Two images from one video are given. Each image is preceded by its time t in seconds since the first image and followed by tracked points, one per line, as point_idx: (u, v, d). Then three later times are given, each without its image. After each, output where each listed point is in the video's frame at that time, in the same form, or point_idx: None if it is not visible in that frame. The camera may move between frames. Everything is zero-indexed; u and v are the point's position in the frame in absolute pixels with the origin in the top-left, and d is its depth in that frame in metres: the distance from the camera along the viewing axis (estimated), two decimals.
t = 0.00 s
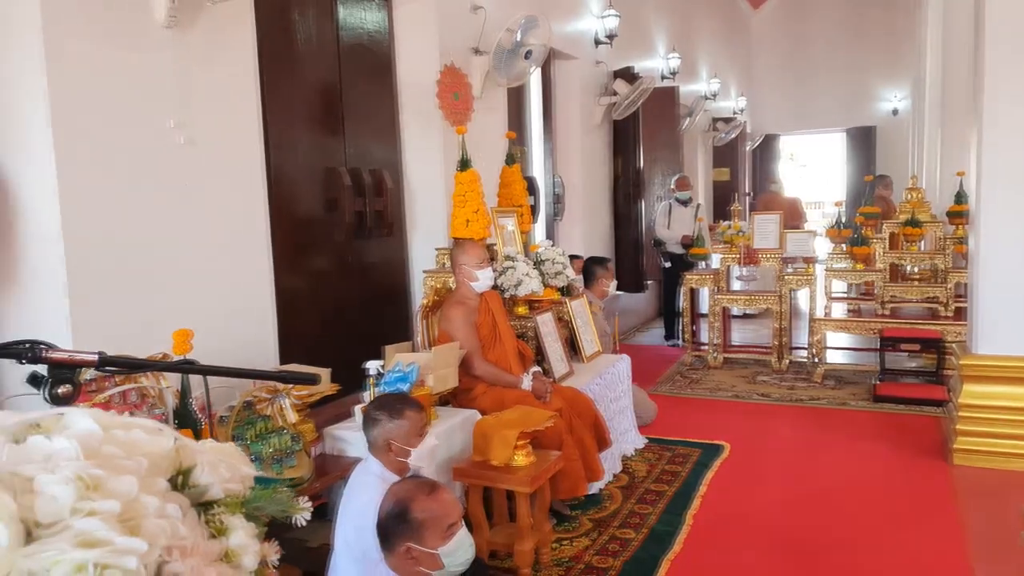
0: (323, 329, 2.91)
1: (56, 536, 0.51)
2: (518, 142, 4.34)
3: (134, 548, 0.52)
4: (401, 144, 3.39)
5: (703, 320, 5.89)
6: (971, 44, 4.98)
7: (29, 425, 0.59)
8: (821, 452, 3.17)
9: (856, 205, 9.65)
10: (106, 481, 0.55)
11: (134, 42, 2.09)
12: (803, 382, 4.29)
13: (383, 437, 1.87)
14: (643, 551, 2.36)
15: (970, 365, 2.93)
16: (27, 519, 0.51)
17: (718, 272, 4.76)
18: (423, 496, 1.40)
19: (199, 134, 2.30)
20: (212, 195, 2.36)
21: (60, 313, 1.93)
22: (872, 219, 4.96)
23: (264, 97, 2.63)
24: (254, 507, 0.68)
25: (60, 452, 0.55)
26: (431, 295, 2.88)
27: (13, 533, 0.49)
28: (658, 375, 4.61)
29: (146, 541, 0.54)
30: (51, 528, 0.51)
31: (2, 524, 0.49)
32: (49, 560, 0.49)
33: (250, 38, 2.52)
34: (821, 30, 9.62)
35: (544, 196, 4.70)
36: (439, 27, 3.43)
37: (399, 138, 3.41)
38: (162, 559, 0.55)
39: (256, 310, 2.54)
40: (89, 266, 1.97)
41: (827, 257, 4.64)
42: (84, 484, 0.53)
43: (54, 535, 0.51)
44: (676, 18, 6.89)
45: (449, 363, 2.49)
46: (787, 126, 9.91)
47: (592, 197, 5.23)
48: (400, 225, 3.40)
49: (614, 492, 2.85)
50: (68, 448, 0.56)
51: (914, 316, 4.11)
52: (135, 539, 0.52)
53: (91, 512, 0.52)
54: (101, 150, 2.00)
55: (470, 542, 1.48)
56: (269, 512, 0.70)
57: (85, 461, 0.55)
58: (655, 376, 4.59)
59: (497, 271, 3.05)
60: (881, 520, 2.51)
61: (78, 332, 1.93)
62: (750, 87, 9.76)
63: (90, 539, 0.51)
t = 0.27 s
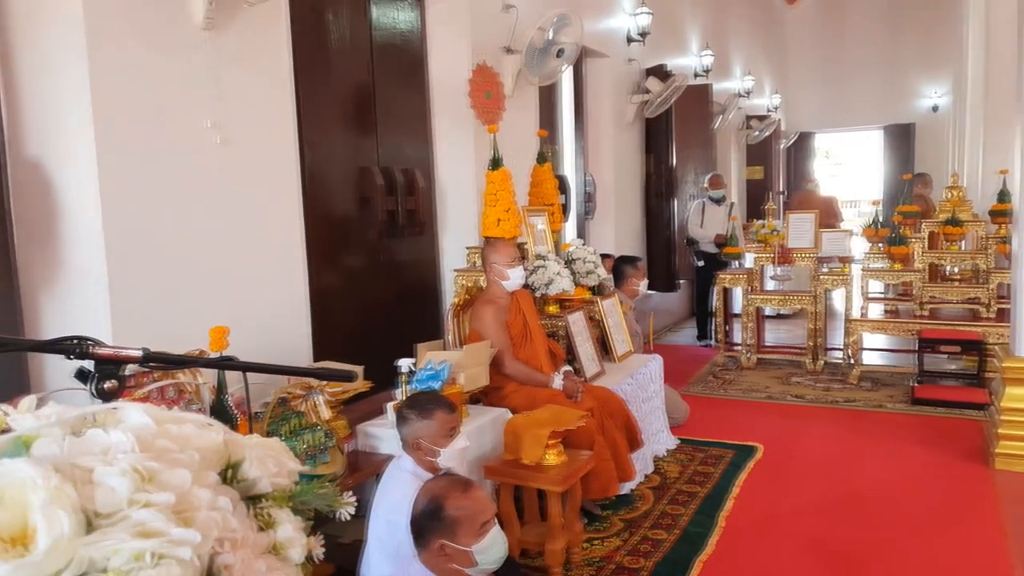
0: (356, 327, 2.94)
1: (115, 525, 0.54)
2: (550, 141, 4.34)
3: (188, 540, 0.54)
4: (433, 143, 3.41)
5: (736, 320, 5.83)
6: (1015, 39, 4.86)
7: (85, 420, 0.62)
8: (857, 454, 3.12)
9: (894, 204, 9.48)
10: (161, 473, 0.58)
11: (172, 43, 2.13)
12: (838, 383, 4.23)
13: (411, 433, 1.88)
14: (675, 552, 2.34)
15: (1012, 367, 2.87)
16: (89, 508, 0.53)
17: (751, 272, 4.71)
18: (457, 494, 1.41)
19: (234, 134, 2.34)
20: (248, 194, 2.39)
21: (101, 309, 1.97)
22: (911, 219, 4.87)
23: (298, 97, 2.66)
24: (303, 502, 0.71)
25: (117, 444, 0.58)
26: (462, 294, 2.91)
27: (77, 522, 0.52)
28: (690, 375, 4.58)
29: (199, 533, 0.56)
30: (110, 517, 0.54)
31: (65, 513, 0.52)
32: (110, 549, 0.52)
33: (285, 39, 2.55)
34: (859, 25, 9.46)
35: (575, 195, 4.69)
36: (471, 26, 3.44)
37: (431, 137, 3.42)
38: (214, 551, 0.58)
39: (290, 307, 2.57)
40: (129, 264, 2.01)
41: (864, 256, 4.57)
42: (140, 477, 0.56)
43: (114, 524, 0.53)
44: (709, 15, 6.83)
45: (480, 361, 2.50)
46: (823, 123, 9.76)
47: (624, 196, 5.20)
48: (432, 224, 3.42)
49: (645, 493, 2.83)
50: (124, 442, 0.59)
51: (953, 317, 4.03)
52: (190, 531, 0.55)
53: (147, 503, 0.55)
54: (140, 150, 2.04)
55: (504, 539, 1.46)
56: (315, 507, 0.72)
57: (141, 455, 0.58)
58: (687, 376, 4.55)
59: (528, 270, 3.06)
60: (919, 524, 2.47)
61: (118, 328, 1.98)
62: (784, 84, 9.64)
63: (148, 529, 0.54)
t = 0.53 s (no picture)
0: (389, 325, 2.96)
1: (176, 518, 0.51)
2: (582, 140, 4.33)
3: (249, 532, 0.52)
4: (466, 143, 3.42)
5: (771, 321, 5.76)
6: None
7: (144, 412, 0.59)
8: (895, 458, 3.07)
9: (934, 203, 9.28)
10: (220, 466, 0.55)
11: (211, 45, 2.16)
12: (875, 385, 4.16)
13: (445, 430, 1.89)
14: (708, 554, 2.33)
15: None
16: (151, 500, 0.50)
17: (786, 272, 4.65)
18: (494, 492, 1.42)
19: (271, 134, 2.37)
20: (283, 194, 2.42)
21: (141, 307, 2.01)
22: (952, 218, 4.77)
23: (333, 97, 2.69)
24: (353, 497, 0.67)
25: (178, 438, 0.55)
26: (494, 292, 2.90)
27: (140, 512, 0.49)
28: (723, 376, 4.54)
29: (258, 525, 0.53)
30: (172, 510, 0.51)
31: (132, 504, 0.49)
32: (173, 540, 0.49)
33: (320, 40, 2.57)
34: (898, 21, 9.28)
35: (607, 194, 4.67)
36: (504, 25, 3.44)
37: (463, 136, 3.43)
38: (271, 544, 0.55)
39: (325, 305, 2.60)
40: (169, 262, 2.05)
41: (903, 256, 4.48)
42: (200, 469, 0.53)
43: (175, 517, 0.50)
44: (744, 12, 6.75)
45: (512, 360, 2.51)
46: (861, 121, 9.60)
47: (656, 195, 5.17)
48: (464, 223, 3.43)
49: (678, 494, 2.81)
50: (184, 435, 0.56)
51: (996, 318, 3.94)
52: (249, 522, 0.52)
53: (208, 496, 0.52)
54: (179, 150, 2.07)
55: (540, 539, 1.46)
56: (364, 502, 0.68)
57: (201, 447, 0.55)
58: (720, 377, 4.51)
59: (561, 269, 3.05)
60: (959, 530, 2.42)
61: (157, 325, 2.02)
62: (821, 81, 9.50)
63: (209, 521, 0.51)
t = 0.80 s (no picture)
0: (420, 323, 2.98)
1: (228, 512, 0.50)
2: (613, 138, 4.31)
3: (299, 525, 0.51)
4: (498, 142, 3.42)
5: (805, 321, 5.69)
6: None
7: (194, 408, 0.58)
8: (932, 461, 3.01)
9: (975, 201, 9.08)
10: (270, 461, 0.54)
11: (246, 46, 2.19)
12: (912, 388, 4.08)
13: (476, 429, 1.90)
14: (740, 556, 2.31)
15: None
16: (203, 494, 0.50)
17: (821, 272, 4.59)
18: (527, 490, 1.43)
19: (305, 134, 2.39)
20: (317, 193, 2.45)
21: (178, 304, 2.05)
22: (993, 217, 4.66)
23: (365, 97, 2.71)
24: (398, 493, 0.64)
25: (228, 433, 0.55)
26: (525, 291, 2.89)
27: (194, 505, 0.49)
28: (756, 377, 4.49)
29: (308, 519, 0.53)
30: (224, 503, 0.50)
31: (187, 497, 0.49)
32: (225, 533, 0.48)
33: (353, 40, 2.59)
34: (938, 15, 9.09)
35: (639, 192, 4.64)
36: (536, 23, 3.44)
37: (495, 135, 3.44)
38: (320, 538, 0.54)
39: (357, 303, 2.62)
40: (205, 260, 2.08)
41: (942, 256, 4.40)
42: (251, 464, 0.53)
43: (227, 511, 0.50)
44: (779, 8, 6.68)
45: (543, 359, 2.51)
46: (898, 118, 9.43)
47: (688, 194, 5.13)
48: (495, 222, 3.43)
49: (710, 495, 2.79)
50: (234, 430, 0.55)
51: None
52: (299, 516, 0.52)
53: (259, 490, 0.52)
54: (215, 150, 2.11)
55: (574, 538, 1.46)
56: (408, 499, 0.65)
57: (251, 443, 0.54)
58: (753, 378, 4.47)
59: (592, 268, 3.04)
60: (999, 535, 2.36)
61: (194, 322, 2.05)
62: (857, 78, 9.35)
63: (260, 515, 0.50)
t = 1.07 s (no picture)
0: (449, 322, 3.00)
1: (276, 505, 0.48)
2: (643, 137, 4.29)
3: (345, 519, 0.48)
4: (528, 141, 3.42)
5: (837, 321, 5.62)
6: None
7: (241, 402, 0.56)
8: (970, 465, 2.95)
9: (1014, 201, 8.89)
10: (317, 455, 0.51)
11: (278, 46, 2.21)
12: (949, 390, 4.01)
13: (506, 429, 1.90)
14: (772, 559, 2.28)
15: None
16: (252, 486, 0.48)
17: (854, 272, 4.53)
18: (557, 489, 1.43)
19: (336, 133, 2.41)
20: (348, 192, 2.47)
21: (211, 301, 2.08)
22: None
23: (396, 96, 2.73)
24: (437, 489, 0.61)
25: (276, 428, 0.52)
26: (553, 291, 2.88)
27: (243, 497, 0.46)
28: (787, 378, 4.44)
29: (353, 513, 0.50)
30: (272, 496, 0.48)
31: (237, 489, 0.46)
32: (274, 526, 0.46)
33: (384, 40, 2.61)
34: (978, 10, 8.90)
35: (669, 191, 4.62)
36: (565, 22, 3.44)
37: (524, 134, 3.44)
38: (364, 533, 0.51)
39: (388, 302, 2.64)
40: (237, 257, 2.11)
41: (980, 256, 4.31)
42: (298, 458, 0.50)
43: (275, 504, 0.48)
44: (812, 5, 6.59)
45: (571, 358, 2.50)
46: (935, 116, 9.26)
47: (719, 193, 5.10)
48: (524, 221, 3.43)
49: (740, 497, 2.77)
50: (281, 425, 0.52)
51: None
52: (345, 510, 0.49)
53: (306, 484, 0.49)
54: (249, 150, 2.13)
55: (604, 537, 1.46)
56: (448, 496, 0.62)
57: (298, 437, 0.52)
58: (784, 379, 4.42)
59: (621, 267, 3.03)
60: None
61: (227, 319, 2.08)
62: (892, 75, 9.21)
63: (306, 509, 0.48)
